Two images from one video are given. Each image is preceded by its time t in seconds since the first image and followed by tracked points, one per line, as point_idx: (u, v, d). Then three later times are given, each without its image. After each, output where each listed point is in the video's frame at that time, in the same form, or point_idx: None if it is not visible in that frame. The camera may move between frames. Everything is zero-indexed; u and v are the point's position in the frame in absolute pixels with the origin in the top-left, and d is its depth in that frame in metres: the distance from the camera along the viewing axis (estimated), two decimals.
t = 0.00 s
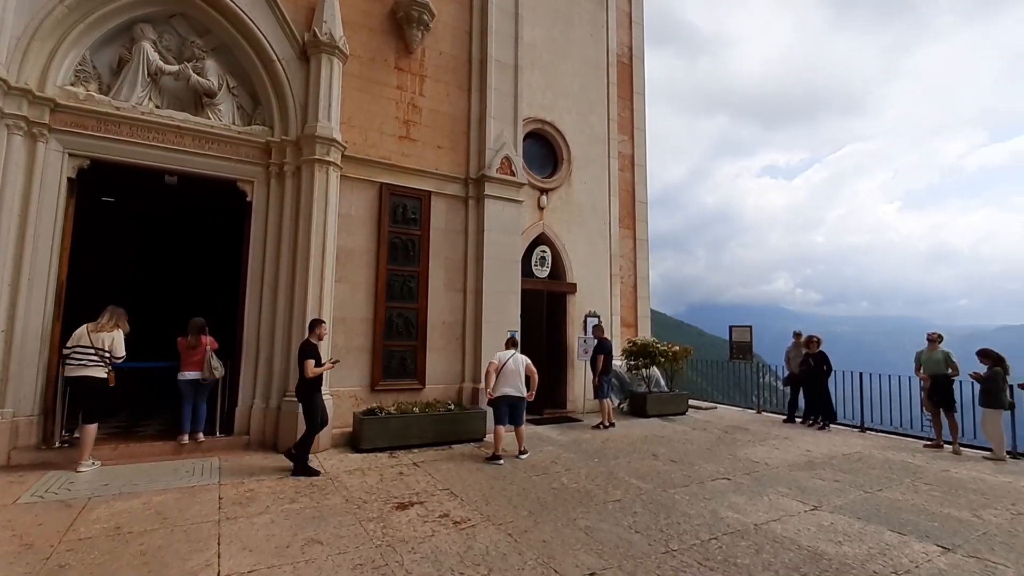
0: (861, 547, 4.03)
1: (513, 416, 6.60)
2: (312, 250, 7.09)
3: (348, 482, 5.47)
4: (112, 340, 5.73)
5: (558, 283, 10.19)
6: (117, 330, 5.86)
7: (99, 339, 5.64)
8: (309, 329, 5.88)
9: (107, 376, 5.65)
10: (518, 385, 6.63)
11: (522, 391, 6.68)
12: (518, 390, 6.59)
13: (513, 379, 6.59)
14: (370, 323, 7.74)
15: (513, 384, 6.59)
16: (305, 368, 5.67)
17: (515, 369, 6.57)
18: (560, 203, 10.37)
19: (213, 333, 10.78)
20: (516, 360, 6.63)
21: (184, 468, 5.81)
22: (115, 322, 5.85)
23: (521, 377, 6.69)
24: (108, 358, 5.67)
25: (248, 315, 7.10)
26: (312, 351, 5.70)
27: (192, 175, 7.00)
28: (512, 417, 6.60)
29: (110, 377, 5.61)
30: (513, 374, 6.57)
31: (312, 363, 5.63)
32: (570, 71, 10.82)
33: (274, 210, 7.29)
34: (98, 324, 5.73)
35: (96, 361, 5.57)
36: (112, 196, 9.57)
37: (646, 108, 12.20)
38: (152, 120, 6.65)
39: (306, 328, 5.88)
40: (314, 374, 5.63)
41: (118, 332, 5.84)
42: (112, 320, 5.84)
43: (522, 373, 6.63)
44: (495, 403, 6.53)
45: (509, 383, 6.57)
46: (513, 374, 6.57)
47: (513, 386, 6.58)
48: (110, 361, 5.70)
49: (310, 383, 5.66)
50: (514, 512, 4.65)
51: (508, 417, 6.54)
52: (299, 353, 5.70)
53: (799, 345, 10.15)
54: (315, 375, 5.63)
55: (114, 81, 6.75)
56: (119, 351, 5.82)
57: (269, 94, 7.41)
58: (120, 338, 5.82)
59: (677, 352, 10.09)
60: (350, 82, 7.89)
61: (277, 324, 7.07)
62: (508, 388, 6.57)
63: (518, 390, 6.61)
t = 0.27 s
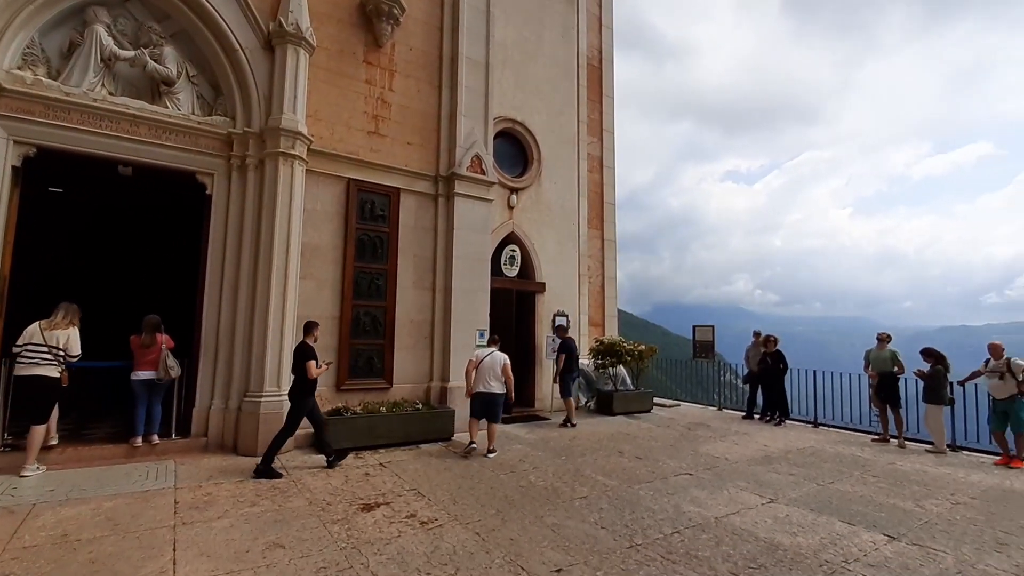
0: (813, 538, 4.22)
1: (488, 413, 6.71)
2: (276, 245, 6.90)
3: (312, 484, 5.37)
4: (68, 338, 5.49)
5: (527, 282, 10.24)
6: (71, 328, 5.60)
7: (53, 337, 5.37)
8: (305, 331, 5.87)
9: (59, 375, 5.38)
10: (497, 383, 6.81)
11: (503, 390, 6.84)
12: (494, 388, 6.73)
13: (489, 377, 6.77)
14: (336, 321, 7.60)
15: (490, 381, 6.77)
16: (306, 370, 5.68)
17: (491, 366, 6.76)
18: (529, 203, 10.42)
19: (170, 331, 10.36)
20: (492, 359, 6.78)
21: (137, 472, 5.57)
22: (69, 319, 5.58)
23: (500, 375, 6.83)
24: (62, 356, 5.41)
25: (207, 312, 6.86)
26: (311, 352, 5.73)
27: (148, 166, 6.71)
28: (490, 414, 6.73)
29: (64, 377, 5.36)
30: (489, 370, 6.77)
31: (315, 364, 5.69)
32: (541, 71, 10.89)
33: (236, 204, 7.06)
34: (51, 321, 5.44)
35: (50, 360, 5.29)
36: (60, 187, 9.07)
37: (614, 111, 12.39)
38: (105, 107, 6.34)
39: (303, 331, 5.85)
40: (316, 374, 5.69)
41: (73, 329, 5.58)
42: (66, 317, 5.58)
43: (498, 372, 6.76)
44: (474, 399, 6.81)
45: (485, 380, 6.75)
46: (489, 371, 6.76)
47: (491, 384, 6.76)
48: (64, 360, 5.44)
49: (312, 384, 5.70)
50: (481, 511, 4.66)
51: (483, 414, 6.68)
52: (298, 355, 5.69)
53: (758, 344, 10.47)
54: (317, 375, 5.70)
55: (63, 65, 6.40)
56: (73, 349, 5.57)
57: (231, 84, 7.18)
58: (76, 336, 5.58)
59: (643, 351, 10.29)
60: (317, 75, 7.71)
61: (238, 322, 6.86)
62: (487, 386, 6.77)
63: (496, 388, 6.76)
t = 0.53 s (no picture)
0: (770, 530, 4.39)
1: (460, 412, 6.71)
2: (238, 242, 6.71)
3: (275, 487, 5.25)
4: (21, 337, 5.30)
5: (497, 281, 10.26)
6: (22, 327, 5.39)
7: (5, 335, 5.18)
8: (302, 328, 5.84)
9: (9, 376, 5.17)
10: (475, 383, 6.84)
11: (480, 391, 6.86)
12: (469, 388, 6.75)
13: (465, 376, 6.81)
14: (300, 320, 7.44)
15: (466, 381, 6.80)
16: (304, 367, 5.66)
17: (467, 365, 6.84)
18: (500, 203, 10.44)
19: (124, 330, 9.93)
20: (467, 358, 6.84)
21: (88, 477, 5.34)
22: (20, 318, 5.39)
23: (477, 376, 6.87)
24: (14, 356, 5.21)
25: (165, 310, 6.62)
26: (310, 349, 5.71)
27: (101, 157, 6.42)
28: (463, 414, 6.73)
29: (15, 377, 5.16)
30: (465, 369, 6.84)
31: (312, 362, 5.65)
32: (512, 71, 10.92)
33: (196, 199, 6.83)
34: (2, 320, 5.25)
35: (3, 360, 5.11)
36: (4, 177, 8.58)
37: (584, 113, 12.55)
38: (55, 95, 6.03)
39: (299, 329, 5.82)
40: (314, 372, 5.67)
41: (24, 328, 5.38)
42: (15, 317, 5.38)
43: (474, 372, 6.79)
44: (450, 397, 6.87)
45: (459, 379, 6.80)
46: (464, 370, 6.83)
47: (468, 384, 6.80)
48: (16, 359, 5.23)
49: (309, 382, 5.67)
50: (449, 511, 4.67)
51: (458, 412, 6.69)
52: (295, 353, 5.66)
53: (720, 343, 10.82)
54: (315, 373, 5.67)
55: (9, 49, 6.06)
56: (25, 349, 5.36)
57: (192, 74, 6.93)
58: (28, 334, 5.38)
59: (610, 351, 10.46)
60: (283, 67, 7.53)
61: (197, 320, 6.64)
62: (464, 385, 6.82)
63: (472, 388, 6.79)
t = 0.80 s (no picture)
0: (729, 522, 4.55)
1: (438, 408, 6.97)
2: (198, 238, 6.49)
3: (236, 490, 5.12)
4: None
5: (466, 280, 10.24)
6: None
7: None
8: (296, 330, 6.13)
9: None
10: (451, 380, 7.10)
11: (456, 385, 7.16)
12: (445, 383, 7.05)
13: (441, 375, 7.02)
14: (263, 318, 7.26)
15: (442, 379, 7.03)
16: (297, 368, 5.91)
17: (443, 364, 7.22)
18: (470, 201, 10.42)
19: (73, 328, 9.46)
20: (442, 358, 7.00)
21: (34, 483, 5.08)
22: None
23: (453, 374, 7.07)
24: None
25: (118, 308, 6.35)
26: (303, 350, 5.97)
27: (50, 147, 6.11)
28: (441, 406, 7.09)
29: None
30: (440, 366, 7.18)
31: (307, 363, 5.90)
32: (484, 70, 10.91)
33: (152, 192, 6.57)
34: None
35: None
36: None
37: (554, 114, 12.66)
38: None
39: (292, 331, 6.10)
40: (308, 373, 5.92)
41: None
42: None
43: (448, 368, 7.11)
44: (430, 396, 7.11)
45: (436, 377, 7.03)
46: (440, 367, 7.17)
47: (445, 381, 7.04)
48: None
49: (304, 382, 5.91)
50: (416, 511, 4.65)
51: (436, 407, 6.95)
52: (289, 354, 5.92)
53: (684, 342, 11.10)
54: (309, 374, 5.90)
55: None
56: None
57: (150, 62, 6.67)
58: None
59: (578, 350, 10.58)
60: (247, 58, 7.33)
61: (153, 318, 6.40)
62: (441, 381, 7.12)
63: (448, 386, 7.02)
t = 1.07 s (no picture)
0: (689, 516, 4.69)
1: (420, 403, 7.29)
2: (153, 233, 6.24)
3: (193, 495, 4.96)
4: None
5: (434, 279, 10.18)
6: None
7: None
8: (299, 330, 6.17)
9: None
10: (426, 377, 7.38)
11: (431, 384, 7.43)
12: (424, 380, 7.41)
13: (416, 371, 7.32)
14: (223, 317, 7.04)
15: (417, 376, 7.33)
16: (302, 368, 5.97)
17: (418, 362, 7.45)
18: (438, 200, 10.37)
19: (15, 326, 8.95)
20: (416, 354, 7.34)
21: None
22: None
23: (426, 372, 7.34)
24: None
25: (66, 305, 6.05)
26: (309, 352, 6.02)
27: None
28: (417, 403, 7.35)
29: None
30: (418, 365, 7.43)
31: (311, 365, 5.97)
32: (454, 68, 10.87)
33: (104, 184, 6.29)
34: None
35: None
36: None
37: (524, 115, 12.73)
38: None
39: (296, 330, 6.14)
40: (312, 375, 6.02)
41: None
42: None
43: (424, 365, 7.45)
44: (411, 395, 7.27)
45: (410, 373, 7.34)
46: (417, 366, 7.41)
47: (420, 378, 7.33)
48: None
49: (307, 384, 6.01)
50: (382, 513, 4.61)
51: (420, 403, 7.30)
52: (294, 353, 5.95)
53: (649, 341, 11.30)
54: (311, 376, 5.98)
55: None
56: None
57: (103, 48, 6.38)
58: None
59: (546, 349, 10.67)
60: (208, 48, 7.10)
61: (104, 316, 6.12)
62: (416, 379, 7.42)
63: (422, 382, 7.29)
